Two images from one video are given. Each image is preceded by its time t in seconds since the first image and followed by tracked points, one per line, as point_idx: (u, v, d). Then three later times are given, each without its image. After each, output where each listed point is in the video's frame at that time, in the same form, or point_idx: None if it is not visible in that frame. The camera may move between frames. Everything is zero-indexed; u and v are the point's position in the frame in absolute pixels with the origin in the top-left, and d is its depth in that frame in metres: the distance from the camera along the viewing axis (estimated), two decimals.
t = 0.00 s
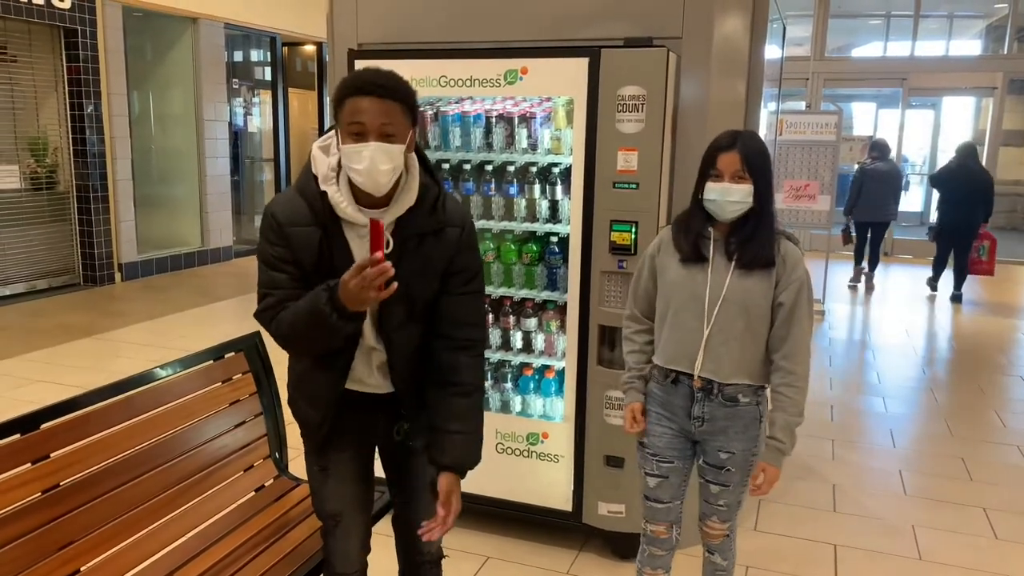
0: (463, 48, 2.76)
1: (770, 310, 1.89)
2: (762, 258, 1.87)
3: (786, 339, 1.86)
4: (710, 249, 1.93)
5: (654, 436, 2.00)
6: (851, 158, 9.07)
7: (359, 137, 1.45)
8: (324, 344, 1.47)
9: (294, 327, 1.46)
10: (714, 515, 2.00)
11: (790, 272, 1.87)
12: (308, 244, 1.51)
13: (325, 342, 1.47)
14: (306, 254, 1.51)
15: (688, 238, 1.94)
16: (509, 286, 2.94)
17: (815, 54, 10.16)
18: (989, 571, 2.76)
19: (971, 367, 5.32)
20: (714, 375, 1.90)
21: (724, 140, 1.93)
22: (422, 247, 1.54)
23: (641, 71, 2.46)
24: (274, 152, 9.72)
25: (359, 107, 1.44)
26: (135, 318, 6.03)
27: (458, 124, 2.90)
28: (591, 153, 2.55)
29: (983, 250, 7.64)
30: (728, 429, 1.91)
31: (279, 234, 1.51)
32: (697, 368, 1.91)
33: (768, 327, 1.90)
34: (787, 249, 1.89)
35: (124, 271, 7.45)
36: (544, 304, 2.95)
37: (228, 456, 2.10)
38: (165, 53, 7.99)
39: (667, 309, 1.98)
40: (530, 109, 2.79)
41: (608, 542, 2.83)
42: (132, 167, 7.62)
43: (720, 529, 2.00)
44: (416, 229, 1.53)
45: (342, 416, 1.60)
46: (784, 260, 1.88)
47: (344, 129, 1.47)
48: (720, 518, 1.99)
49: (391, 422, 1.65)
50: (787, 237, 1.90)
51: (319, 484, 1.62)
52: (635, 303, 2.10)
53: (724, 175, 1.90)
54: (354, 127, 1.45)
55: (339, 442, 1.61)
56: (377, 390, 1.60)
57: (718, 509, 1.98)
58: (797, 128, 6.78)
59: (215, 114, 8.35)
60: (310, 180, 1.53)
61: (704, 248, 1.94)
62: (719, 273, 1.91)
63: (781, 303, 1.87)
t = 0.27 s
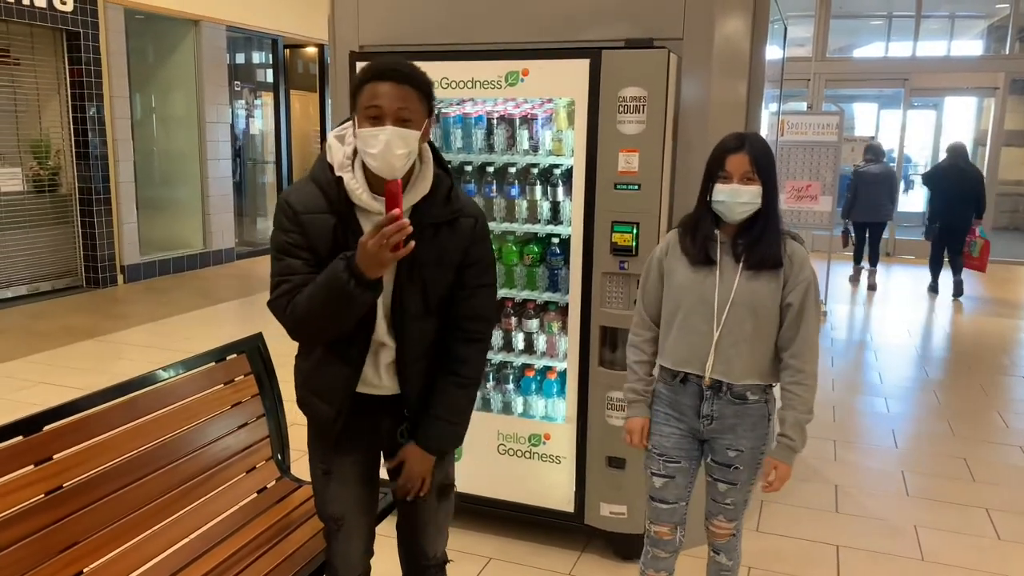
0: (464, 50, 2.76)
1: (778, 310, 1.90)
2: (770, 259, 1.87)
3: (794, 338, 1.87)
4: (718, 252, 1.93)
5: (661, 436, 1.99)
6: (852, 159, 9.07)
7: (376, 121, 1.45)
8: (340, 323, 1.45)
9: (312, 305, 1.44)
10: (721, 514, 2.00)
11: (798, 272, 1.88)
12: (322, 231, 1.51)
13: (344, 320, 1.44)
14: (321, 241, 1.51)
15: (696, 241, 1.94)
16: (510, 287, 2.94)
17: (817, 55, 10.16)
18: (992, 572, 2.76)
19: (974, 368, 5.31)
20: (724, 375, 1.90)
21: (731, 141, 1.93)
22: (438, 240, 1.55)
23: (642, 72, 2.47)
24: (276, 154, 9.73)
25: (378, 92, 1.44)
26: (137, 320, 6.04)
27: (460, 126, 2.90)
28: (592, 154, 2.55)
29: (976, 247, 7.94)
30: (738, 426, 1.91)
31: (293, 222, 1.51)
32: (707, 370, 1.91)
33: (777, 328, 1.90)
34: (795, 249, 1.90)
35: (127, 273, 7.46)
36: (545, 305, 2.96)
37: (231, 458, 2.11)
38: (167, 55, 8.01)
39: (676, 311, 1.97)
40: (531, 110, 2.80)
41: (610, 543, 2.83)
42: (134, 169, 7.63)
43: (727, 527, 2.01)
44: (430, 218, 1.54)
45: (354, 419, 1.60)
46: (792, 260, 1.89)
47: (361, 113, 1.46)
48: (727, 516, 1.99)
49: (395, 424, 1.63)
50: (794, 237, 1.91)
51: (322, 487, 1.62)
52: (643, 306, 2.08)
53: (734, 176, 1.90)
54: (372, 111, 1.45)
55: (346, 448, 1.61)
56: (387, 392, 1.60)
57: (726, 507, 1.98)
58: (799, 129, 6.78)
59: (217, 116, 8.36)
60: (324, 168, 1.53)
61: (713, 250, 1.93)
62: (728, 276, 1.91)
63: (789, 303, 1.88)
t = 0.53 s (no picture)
0: (466, 52, 2.76)
1: (785, 317, 1.89)
2: (778, 266, 1.87)
3: (803, 345, 1.87)
4: (727, 255, 1.93)
5: (670, 438, 1.99)
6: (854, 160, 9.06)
7: (423, 105, 1.48)
8: (373, 299, 1.41)
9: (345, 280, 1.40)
10: (728, 513, 2.00)
11: (806, 276, 1.87)
12: (339, 215, 1.48)
13: (378, 294, 1.41)
14: (338, 225, 1.48)
15: (705, 243, 1.94)
16: (512, 289, 2.95)
17: (818, 56, 10.16)
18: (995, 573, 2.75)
19: (979, 369, 5.29)
20: (730, 376, 1.89)
21: (740, 144, 1.94)
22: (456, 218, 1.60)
23: (643, 74, 2.47)
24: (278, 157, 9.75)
25: (414, 77, 1.48)
26: (140, 323, 6.05)
27: (461, 128, 2.90)
28: (594, 156, 2.55)
29: (965, 242, 8.34)
30: (746, 425, 1.91)
31: (309, 207, 1.47)
32: (710, 372, 1.91)
33: (784, 330, 1.90)
34: (804, 255, 1.89)
35: (129, 276, 7.47)
36: (547, 307, 2.96)
37: (233, 460, 2.11)
38: (169, 58, 8.03)
39: (683, 310, 1.97)
40: (533, 112, 2.80)
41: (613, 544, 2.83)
42: (136, 172, 7.64)
43: (733, 526, 2.01)
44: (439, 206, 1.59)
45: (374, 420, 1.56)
46: (801, 264, 1.88)
47: (402, 96, 1.47)
48: (735, 516, 1.99)
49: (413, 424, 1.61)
50: (804, 244, 1.90)
51: (339, 502, 1.60)
52: (649, 303, 2.09)
53: (744, 178, 1.90)
54: (420, 96, 1.48)
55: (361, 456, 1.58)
56: (406, 389, 1.58)
57: (733, 506, 1.99)
58: (800, 129, 6.59)
59: (218, 119, 8.37)
60: (338, 155, 1.52)
61: (722, 252, 1.93)
62: (737, 278, 1.91)
63: (796, 309, 1.87)
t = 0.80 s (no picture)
0: (466, 55, 2.77)
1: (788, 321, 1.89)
2: (783, 271, 1.86)
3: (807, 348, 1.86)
4: (732, 256, 1.93)
5: (676, 441, 1.99)
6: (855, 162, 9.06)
7: (425, 105, 1.52)
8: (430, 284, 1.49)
9: (405, 277, 1.45)
10: (732, 514, 2.00)
11: (810, 280, 1.87)
12: (361, 219, 1.48)
13: (432, 283, 1.48)
14: (361, 228, 1.49)
15: (708, 243, 1.94)
16: (513, 291, 2.95)
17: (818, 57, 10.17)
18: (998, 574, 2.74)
19: (981, 370, 5.28)
20: (734, 379, 1.89)
21: (741, 148, 1.96)
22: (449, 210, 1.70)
23: (644, 76, 2.47)
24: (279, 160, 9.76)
25: (415, 77, 1.50)
26: (142, 326, 6.05)
27: (462, 131, 2.91)
28: (595, 158, 2.55)
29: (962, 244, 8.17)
30: (751, 425, 1.91)
31: (331, 217, 1.45)
32: (714, 375, 1.91)
33: (788, 335, 1.90)
34: (807, 259, 1.89)
35: (131, 280, 7.47)
36: (548, 309, 2.96)
37: (234, 464, 2.11)
38: (170, 62, 8.04)
39: (686, 314, 1.97)
40: (533, 115, 2.80)
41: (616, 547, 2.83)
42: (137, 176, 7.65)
43: (737, 527, 2.01)
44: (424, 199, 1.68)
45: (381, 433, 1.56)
46: (806, 268, 1.88)
47: (404, 96, 1.50)
48: (739, 516, 2.00)
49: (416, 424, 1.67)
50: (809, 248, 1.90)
51: (351, 512, 1.60)
52: (655, 307, 2.07)
53: (739, 178, 1.91)
54: (422, 96, 1.52)
55: (372, 465, 1.59)
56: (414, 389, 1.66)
57: (738, 507, 1.99)
58: (801, 131, 6.55)
59: (220, 122, 8.38)
60: (344, 159, 1.50)
61: (728, 254, 1.93)
62: (742, 281, 1.90)
63: (799, 314, 1.88)
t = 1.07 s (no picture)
0: (468, 57, 2.77)
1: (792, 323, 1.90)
2: (784, 275, 1.85)
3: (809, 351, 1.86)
4: (732, 258, 1.93)
5: (680, 445, 1.98)
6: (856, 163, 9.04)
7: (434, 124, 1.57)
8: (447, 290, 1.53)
9: (426, 286, 1.49)
10: (736, 517, 2.00)
11: (813, 283, 1.87)
12: (375, 231, 1.50)
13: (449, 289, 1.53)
14: (376, 239, 1.50)
15: (710, 248, 1.95)
16: (514, 294, 2.95)
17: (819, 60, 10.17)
18: None
19: (983, 372, 5.28)
20: (733, 382, 1.89)
21: (735, 150, 1.95)
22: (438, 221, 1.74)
23: (644, 79, 2.47)
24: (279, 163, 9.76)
25: (427, 97, 1.54)
26: (143, 329, 6.06)
27: (462, 134, 2.91)
28: (596, 160, 2.55)
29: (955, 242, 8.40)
30: (754, 428, 1.91)
31: (348, 229, 1.45)
32: (715, 377, 1.91)
33: (790, 339, 1.90)
34: (810, 262, 1.88)
35: (132, 283, 7.48)
36: (549, 312, 2.95)
37: (236, 467, 2.11)
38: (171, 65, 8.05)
39: (688, 316, 1.97)
40: (534, 118, 2.80)
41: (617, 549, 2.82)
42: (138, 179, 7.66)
43: (741, 530, 2.01)
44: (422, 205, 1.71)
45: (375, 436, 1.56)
46: (808, 273, 1.88)
47: (416, 116, 1.54)
48: (743, 519, 1.99)
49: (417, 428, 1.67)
50: (811, 252, 1.89)
51: (356, 515, 1.62)
52: (658, 309, 2.08)
53: (728, 181, 1.93)
54: (433, 115, 1.56)
55: (377, 468, 1.60)
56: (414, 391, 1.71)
57: (742, 510, 1.98)
58: (802, 133, 6.55)
59: (221, 125, 8.39)
60: (354, 170, 1.50)
61: (728, 257, 1.94)
62: (742, 285, 1.90)
63: (802, 317, 1.88)
